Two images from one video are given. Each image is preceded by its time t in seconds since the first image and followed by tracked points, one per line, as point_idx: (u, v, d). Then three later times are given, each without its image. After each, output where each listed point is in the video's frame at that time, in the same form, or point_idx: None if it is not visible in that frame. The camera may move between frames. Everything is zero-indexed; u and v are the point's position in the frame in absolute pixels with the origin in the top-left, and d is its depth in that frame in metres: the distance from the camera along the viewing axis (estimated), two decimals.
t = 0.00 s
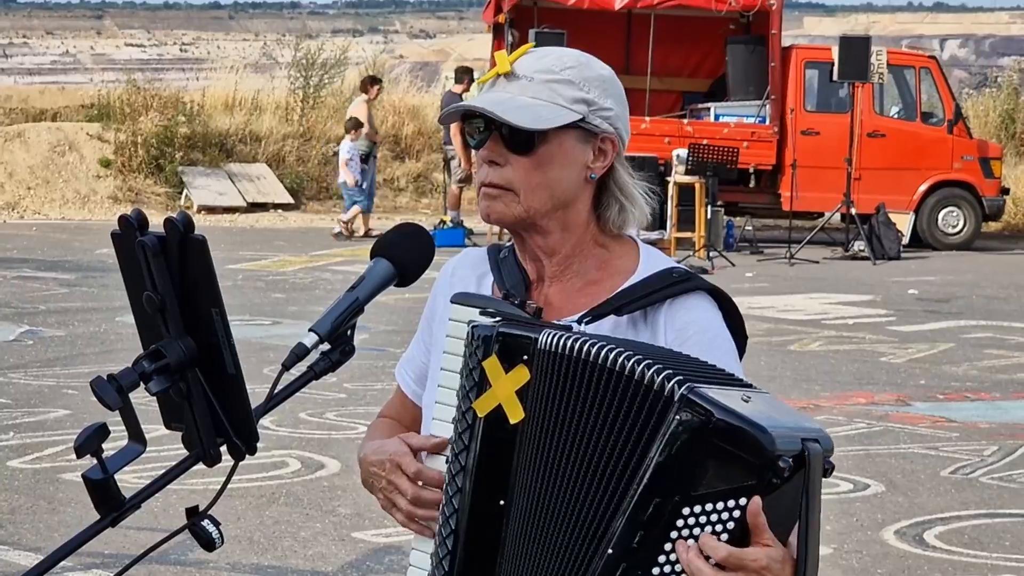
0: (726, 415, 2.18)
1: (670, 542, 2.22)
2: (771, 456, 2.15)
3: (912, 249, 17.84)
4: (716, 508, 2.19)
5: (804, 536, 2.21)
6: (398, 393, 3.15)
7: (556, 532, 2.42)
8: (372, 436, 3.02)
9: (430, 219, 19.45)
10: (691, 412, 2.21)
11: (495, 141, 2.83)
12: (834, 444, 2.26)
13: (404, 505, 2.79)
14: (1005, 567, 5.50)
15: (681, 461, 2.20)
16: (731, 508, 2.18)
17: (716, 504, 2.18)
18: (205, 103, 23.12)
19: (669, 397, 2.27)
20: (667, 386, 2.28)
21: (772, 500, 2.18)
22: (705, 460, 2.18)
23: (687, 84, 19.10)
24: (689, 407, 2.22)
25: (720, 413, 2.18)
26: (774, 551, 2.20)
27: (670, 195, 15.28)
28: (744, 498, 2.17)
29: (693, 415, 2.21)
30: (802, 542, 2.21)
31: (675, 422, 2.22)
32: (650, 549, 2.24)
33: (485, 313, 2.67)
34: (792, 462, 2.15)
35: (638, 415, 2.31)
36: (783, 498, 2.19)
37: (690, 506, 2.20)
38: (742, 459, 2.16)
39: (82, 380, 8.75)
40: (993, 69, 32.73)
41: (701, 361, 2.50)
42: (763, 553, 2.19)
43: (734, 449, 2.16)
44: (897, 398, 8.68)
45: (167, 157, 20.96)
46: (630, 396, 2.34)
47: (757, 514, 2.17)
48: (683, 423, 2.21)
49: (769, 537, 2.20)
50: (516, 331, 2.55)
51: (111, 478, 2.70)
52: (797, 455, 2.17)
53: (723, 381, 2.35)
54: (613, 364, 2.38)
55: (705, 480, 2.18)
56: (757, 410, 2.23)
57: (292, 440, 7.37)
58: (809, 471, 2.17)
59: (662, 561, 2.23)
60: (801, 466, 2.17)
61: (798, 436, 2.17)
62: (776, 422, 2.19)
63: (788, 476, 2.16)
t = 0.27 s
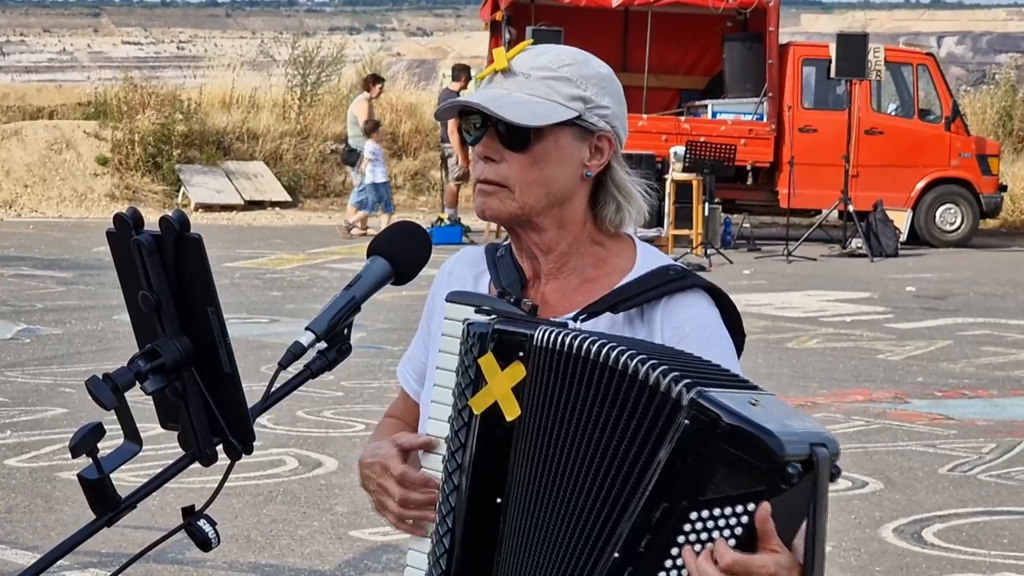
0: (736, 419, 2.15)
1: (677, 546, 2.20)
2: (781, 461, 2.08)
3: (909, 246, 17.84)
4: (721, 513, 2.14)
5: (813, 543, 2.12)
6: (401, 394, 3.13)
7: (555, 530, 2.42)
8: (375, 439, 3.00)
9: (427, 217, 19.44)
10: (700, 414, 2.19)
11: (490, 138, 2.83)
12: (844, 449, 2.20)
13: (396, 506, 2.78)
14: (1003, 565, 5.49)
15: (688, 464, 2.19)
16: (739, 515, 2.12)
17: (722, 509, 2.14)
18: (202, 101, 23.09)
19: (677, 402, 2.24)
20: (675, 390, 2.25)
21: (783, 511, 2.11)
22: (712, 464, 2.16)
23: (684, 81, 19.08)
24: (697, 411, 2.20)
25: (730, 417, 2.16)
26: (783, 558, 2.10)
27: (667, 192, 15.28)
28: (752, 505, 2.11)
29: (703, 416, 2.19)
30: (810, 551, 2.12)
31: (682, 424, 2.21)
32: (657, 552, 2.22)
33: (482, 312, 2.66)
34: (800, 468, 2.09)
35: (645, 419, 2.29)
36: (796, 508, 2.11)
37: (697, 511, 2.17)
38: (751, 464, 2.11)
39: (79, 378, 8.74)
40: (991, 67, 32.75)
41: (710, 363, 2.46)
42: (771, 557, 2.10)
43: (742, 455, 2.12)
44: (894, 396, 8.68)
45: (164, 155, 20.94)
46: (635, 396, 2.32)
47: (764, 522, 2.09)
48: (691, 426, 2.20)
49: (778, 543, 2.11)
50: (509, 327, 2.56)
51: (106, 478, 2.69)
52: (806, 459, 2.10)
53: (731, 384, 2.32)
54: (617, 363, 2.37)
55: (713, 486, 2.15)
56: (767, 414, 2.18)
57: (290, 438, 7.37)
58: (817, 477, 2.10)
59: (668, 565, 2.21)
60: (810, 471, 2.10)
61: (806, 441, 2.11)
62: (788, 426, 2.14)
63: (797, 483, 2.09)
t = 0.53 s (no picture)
0: (705, 392, 2.21)
1: (665, 530, 2.23)
2: (753, 424, 2.18)
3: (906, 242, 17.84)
4: (701, 487, 2.21)
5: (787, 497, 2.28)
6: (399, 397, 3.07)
7: (532, 522, 2.43)
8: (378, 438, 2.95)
9: (425, 213, 19.42)
10: (671, 396, 2.23)
11: (478, 132, 2.81)
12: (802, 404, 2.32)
13: (384, 506, 2.79)
14: (1001, 560, 5.48)
15: (664, 445, 2.23)
16: (719, 486, 2.21)
17: (701, 483, 2.21)
18: (199, 97, 23.03)
19: (643, 385, 2.28)
20: (641, 373, 2.29)
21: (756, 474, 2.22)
22: (684, 439, 2.21)
23: (681, 76, 19.11)
24: (663, 391, 2.25)
25: (697, 390, 2.22)
26: (762, 517, 2.24)
27: (664, 188, 15.27)
28: (731, 473, 2.20)
29: (668, 390, 2.24)
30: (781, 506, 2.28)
31: (651, 404, 2.26)
32: (647, 537, 2.24)
33: (467, 306, 2.65)
34: (771, 429, 2.19)
35: (616, 404, 2.32)
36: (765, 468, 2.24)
37: (679, 489, 2.22)
38: (724, 435, 2.19)
39: (75, 374, 8.72)
40: (988, 62, 32.75)
41: (671, 346, 2.52)
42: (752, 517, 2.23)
43: (712, 427, 2.19)
44: (892, 391, 8.67)
45: (160, 151, 20.90)
46: (600, 382, 2.36)
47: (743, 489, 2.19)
48: (662, 406, 2.24)
49: (759, 504, 2.23)
50: (484, 321, 2.56)
51: (101, 475, 2.68)
52: (774, 420, 2.21)
53: (691, 358, 2.39)
54: (580, 354, 2.39)
55: (689, 462, 2.21)
56: (731, 382, 2.27)
57: (287, 434, 7.35)
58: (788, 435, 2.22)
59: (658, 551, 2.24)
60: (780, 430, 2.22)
61: (772, 403, 2.22)
62: (752, 392, 2.23)
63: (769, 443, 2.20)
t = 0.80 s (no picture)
0: (682, 378, 2.23)
1: (652, 516, 2.24)
2: (732, 408, 2.20)
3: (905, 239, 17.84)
4: (685, 473, 2.22)
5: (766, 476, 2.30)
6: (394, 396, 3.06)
7: (522, 517, 2.43)
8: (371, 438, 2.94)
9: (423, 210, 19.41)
10: (644, 381, 2.26)
11: (474, 130, 2.81)
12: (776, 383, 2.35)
13: (377, 508, 2.78)
14: (1000, 559, 5.48)
15: (645, 434, 2.24)
16: (704, 466, 2.21)
17: (685, 468, 2.22)
18: (198, 93, 23.00)
19: (619, 373, 2.31)
20: (617, 362, 2.31)
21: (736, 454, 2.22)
22: (657, 421, 2.24)
23: (680, 73, 19.10)
24: (638, 378, 2.27)
25: (673, 375, 2.24)
26: (748, 499, 2.24)
27: (663, 185, 15.26)
28: (712, 457, 2.21)
29: (643, 376, 2.26)
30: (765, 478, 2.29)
31: (628, 395, 2.28)
32: (632, 528, 2.25)
33: (458, 303, 2.67)
34: (750, 409, 2.22)
35: (595, 396, 2.34)
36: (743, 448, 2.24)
37: (662, 476, 2.23)
38: (705, 418, 2.20)
39: (74, 371, 8.72)
40: (987, 60, 32.75)
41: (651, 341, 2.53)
42: (740, 498, 2.23)
43: (692, 409, 2.21)
44: (891, 389, 8.68)
45: (159, 148, 20.88)
46: (583, 371, 2.37)
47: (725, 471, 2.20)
48: (641, 394, 2.26)
49: (745, 486, 2.23)
50: (473, 321, 2.57)
51: (98, 474, 2.67)
52: (751, 401, 2.24)
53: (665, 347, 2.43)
54: (554, 347, 2.41)
55: (670, 447, 2.23)
56: (707, 367, 2.29)
57: (285, 431, 7.35)
58: (767, 416, 2.25)
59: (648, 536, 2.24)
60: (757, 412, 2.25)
61: (748, 384, 2.25)
62: (726, 374, 2.26)
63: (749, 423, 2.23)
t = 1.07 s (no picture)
0: (650, 358, 2.24)
1: (632, 500, 2.23)
2: (701, 383, 2.21)
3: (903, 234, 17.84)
4: (663, 453, 2.22)
5: (743, 458, 2.27)
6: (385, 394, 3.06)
7: (509, 508, 2.40)
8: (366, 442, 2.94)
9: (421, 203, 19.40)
10: (611, 361, 2.27)
11: (476, 122, 2.80)
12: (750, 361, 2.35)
13: (372, 509, 2.77)
14: (998, 553, 5.48)
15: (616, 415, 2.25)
16: (680, 444, 2.22)
17: (661, 448, 2.22)
18: (195, 86, 22.95)
19: (588, 360, 2.31)
20: (586, 349, 2.32)
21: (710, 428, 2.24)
22: (626, 402, 2.24)
23: (678, 67, 19.06)
24: (607, 359, 2.28)
25: (641, 356, 2.25)
26: (729, 473, 2.24)
27: (661, 179, 15.25)
28: (688, 435, 2.22)
29: (612, 357, 2.27)
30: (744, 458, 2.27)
31: (596, 377, 2.28)
32: (613, 511, 2.24)
33: (451, 299, 2.64)
34: (721, 384, 2.21)
35: (570, 384, 2.34)
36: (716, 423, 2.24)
37: (638, 458, 2.23)
38: (676, 393, 2.21)
39: (71, 364, 8.71)
40: (985, 54, 32.74)
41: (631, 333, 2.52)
42: (718, 474, 2.22)
43: (663, 389, 2.22)
44: (889, 383, 8.68)
45: (156, 141, 20.86)
46: (554, 358, 2.37)
47: (702, 447, 2.21)
48: (607, 376, 2.27)
49: (725, 460, 2.23)
50: (467, 317, 2.53)
51: (97, 468, 2.66)
52: (723, 376, 2.24)
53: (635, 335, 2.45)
54: (547, 345, 2.38)
55: (644, 429, 2.23)
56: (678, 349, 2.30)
57: (282, 425, 7.34)
58: (741, 394, 2.23)
59: (624, 543, 2.23)
60: (731, 390, 2.23)
61: (718, 361, 2.25)
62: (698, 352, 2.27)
63: (722, 398, 2.22)
